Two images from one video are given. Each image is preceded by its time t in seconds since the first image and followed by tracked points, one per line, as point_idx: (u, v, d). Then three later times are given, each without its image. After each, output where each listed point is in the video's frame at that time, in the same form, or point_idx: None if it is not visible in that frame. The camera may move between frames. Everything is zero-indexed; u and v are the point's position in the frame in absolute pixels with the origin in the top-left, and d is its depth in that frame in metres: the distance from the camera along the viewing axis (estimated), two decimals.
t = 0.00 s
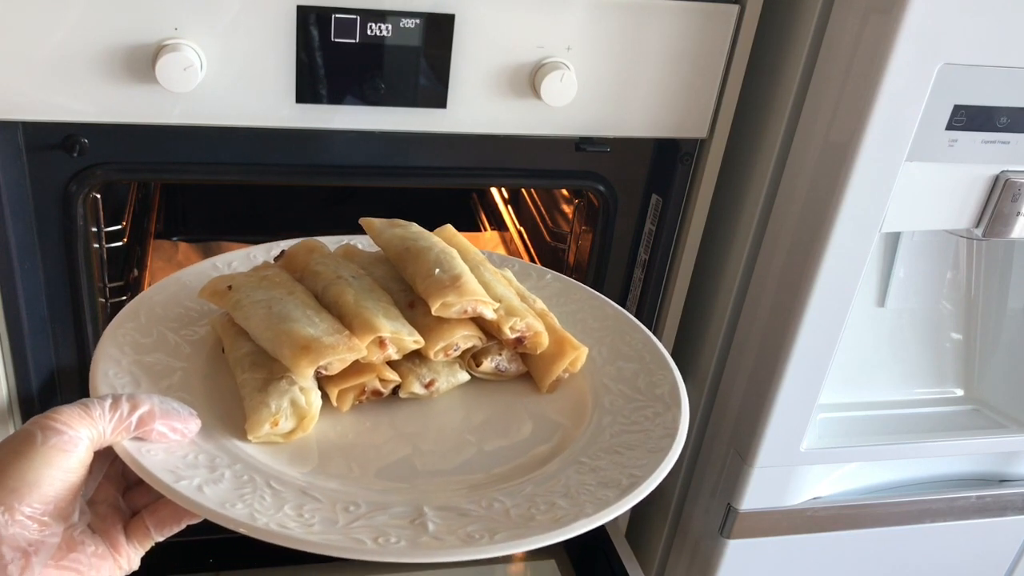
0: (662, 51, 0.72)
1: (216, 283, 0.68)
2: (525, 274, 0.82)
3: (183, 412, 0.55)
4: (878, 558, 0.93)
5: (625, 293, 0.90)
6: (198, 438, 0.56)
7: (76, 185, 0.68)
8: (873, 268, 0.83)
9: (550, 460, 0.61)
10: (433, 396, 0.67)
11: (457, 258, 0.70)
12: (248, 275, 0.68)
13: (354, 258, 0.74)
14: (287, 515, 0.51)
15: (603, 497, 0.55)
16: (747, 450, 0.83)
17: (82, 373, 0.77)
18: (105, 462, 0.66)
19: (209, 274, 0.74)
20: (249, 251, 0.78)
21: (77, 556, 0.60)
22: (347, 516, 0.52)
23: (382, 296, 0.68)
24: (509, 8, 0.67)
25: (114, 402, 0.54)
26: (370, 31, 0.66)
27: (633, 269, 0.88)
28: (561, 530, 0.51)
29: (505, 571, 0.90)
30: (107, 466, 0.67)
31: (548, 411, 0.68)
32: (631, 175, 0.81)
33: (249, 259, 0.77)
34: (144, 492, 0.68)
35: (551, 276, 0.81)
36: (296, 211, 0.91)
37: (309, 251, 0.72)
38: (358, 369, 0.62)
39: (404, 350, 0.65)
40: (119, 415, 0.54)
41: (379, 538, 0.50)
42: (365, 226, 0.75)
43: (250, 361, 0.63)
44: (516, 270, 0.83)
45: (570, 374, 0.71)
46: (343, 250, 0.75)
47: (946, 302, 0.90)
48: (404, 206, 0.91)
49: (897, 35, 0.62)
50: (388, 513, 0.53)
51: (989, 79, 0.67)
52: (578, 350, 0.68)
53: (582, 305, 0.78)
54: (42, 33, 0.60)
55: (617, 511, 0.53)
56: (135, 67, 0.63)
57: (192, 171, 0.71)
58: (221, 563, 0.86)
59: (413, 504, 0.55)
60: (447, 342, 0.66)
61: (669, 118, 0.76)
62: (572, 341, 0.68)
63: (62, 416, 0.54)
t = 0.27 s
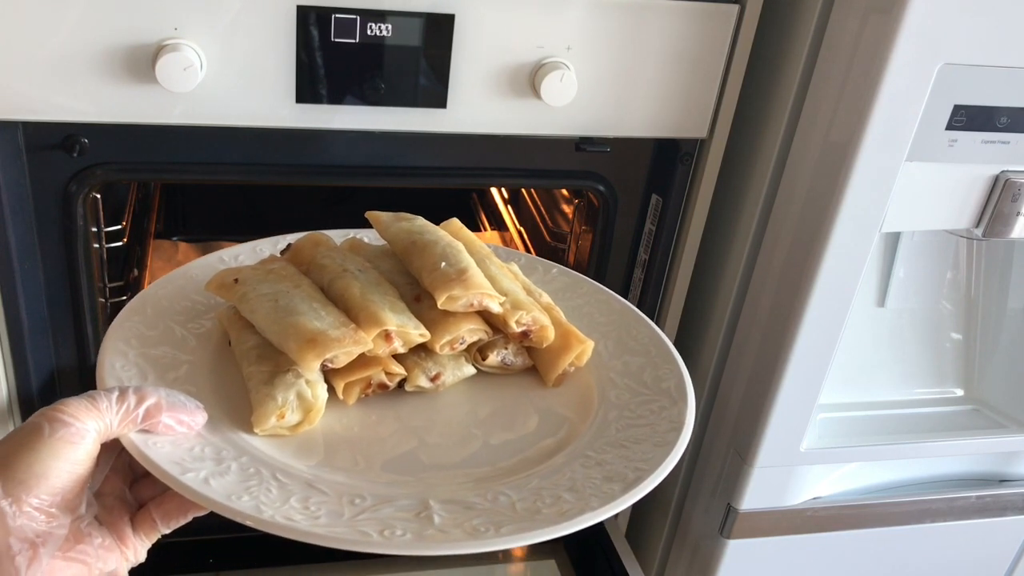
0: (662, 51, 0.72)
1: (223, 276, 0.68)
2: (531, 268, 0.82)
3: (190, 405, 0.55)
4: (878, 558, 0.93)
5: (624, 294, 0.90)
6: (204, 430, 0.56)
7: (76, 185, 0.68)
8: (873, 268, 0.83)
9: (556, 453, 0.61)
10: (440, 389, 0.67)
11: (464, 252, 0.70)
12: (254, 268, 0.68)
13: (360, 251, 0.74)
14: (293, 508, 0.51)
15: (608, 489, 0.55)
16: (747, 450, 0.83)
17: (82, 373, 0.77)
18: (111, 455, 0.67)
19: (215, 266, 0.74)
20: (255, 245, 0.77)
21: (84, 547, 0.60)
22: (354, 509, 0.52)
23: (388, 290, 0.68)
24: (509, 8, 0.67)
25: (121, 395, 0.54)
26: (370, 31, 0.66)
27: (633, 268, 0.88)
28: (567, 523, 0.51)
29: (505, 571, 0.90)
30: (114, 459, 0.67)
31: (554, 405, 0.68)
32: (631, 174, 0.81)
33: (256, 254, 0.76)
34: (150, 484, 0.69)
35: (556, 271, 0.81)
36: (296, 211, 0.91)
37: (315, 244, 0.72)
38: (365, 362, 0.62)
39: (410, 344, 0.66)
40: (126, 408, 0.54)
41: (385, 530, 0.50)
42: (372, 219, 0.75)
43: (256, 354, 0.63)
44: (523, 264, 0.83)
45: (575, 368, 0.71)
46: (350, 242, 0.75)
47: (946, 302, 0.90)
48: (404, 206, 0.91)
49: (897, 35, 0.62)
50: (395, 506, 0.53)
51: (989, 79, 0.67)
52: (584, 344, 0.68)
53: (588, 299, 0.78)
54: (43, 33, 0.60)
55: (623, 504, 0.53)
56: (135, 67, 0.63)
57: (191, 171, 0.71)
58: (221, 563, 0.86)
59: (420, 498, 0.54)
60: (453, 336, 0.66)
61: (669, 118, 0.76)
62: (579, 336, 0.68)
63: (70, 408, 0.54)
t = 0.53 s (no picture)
0: (661, 51, 0.72)
1: (233, 276, 0.68)
2: (538, 269, 0.82)
3: (201, 406, 0.55)
4: (878, 558, 0.93)
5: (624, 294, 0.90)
6: (215, 430, 0.56)
7: (76, 185, 0.68)
8: (873, 268, 0.83)
9: (564, 455, 0.61)
10: (448, 390, 0.67)
11: (472, 253, 0.70)
12: (264, 268, 0.68)
13: (369, 252, 0.74)
14: (304, 509, 0.51)
15: (617, 491, 0.55)
16: (747, 451, 0.83)
17: (82, 373, 0.77)
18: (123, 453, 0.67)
19: (224, 267, 0.74)
20: (264, 244, 0.77)
21: (95, 545, 0.60)
22: (364, 509, 0.52)
23: (397, 291, 0.68)
24: (509, 8, 0.67)
25: (133, 394, 0.55)
26: (370, 31, 0.66)
27: (633, 268, 0.88)
28: (576, 525, 0.51)
29: (505, 571, 0.90)
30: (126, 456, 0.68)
31: (561, 406, 0.68)
32: (631, 174, 0.81)
33: (264, 254, 0.76)
34: (161, 484, 0.69)
35: (563, 272, 0.81)
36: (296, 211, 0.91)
37: (325, 245, 0.72)
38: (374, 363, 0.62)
39: (419, 345, 0.66)
40: (138, 407, 0.54)
41: (395, 531, 0.50)
42: (380, 219, 0.74)
43: (265, 354, 0.63)
44: (529, 264, 0.83)
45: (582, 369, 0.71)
46: (359, 243, 0.75)
47: (946, 302, 0.90)
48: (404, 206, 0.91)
49: (897, 35, 0.62)
50: (404, 507, 0.53)
51: (989, 80, 0.67)
52: (591, 346, 0.68)
53: (595, 300, 0.78)
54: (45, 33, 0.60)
55: (631, 507, 0.53)
56: (135, 67, 0.63)
57: (191, 171, 0.71)
58: (220, 563, 0.86)
59: (429, 499, 0.54)
60: (462, 337, 0.67)
61: (669, 118, 0.76)
62: (587, 338, 0.68)
63: (82, 407, 0.54)
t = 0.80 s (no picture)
0: (661, 52, 0.72)
1: (237, 276, 0.68)
2: (538, 265, 0.82)
3: (211, 406, 0.55)
4: (878, 558, 0.93)
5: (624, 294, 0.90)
6: (225, 430, 0.56)
7: (76, 185, 0.68)
8: (873, 268, 0.83)
9: (570, 451, 0.61)
10: (454, 387, 0.67)
11: (475, 251, 0.70)
12: (268, 268, 0.68)
13: (371, 250, 0.74)
14: (317, 506, 0.51)
15: (624, 485, 0.55)
16: (747, 451, 0.83)
17: (82, 373, 0.77)
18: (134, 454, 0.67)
19: (227, 268, 0.74)
20: (266, 243, 0.77)
21: (108, 546, 0.60)
22: (377, 506, 0.53)
23: (402, 288, 0.68)
24: (508, 8, 0.67)
25: (144, 395, 0.54)
26: (369, 31, 0.66)
27: (633, 268, 0.88)
28: (582, 520, 0.51)
29: (505, 571, 0.90)
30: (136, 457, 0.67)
31: (566, 402, 0.68)
32: (631, 175, 0.81)
33: (267, 253, 0.76)
34: (172, 484, 0.69)
35: (564, 267, 0.81)
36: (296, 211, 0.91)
37: (328, 243, 0.72)
38: (381, 361, 0.62)
39: (425, 342, 0.65)
40: (149, 408, 0.54)
41: (409, 528, 0.50)
42: (382, 217, 0.75)
43: (272, 354, 0.63)
44: (530, 261, 0.82)
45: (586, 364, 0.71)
46: (361, 242, 0.75)
47: (946, 303, 0.90)
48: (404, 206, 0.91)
49: (897, 35, 0.62)
50: (417, 505, 0.53)
51: (989, 80, 0.67)
52: (595, 341, 0.68)
53: (596, 295, 0.78)
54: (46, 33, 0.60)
55: (639, 501, 0.53)
56: (135, 67, 0.63)
57: (190, 171, 0.71)
58: (221, 563, 0.85)
59: (441, 495, 0.55)
60: (467, 334, 0.67)
61: (669, 118, 0.76)
62: (590, 333, 0.68)
63: (93, 409, 0.54)
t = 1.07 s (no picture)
0: (661, 52, 0.72)
1: (235, 272, 0.67)
2: (532, 255, 0.82)
3: (217, 404, 0.55)
4: (878, 558, 0.93)
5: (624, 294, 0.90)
6: (232, 428, 0.56)
7: (76, 185, 0.68)
8: (873, 268, 0.83)
9: (570, 443, 0.61)
10: (455, 379, 0.68)
11: (473, 242, 0.70)
12: (266, 263, 0.68)
13: (367, 244, 0.74)
14: (328, 503, 0.51)
15: (629, 476, 0.56)
16: (747, 451, 0.83)
17: (82, 373, 0.77)
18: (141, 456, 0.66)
19: (217, 261, 0.73)
20: (259, 236, 0.77)
21: (118, 546, 0.60)
22: (387, 501, 0.53)
23: (402, 282, 0.69)
24: (509, 8, 0.67)
25: (150, 395, 0.54)
26: (369, 31, 0.66)
27: (634, 268, 0.88)
28: (583, 513, 0.51)
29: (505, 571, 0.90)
30: (143, 459, 0.67)
31: (565, 391, 0.68)
32: (631, 175, 0.81)
33: (259, 246, 0.76)
34: (179, 483, 0.68)
35: (558, 256, 0.81)
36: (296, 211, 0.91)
37: (326, 238, 0.72)
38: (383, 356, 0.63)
39: (427, 336, 0.66)
40: (156, 408, 0.53)
41: (421, 522, 0.51)
42: (378, 211, 0.74)
43: (275, 350, 0.63)
44: (524, 251, 0.82)
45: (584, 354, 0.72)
46: (356, 234, 0.75)
47: (946, 303, 0.90)
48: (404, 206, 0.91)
49: (897, 35, 0.62)
50: (427, 498, 0.53)
51: (989, 79, 0.67)
52: (593, 331, 0.69)
53: (591, 284, 0.78)
54: (46, 33, 0.60)
55: (645, 488, 0.54)
56: (136, 67, 0.63)
57: (190, 171, 0.71)
58: (221, 563, 0.85)
59: (450, 488, 0.55)
60: (468, 327, 0.67)
61: (669, 118, 0.76)
62: (589, 323, 0.69)
63: (102, 409, 0.54)
